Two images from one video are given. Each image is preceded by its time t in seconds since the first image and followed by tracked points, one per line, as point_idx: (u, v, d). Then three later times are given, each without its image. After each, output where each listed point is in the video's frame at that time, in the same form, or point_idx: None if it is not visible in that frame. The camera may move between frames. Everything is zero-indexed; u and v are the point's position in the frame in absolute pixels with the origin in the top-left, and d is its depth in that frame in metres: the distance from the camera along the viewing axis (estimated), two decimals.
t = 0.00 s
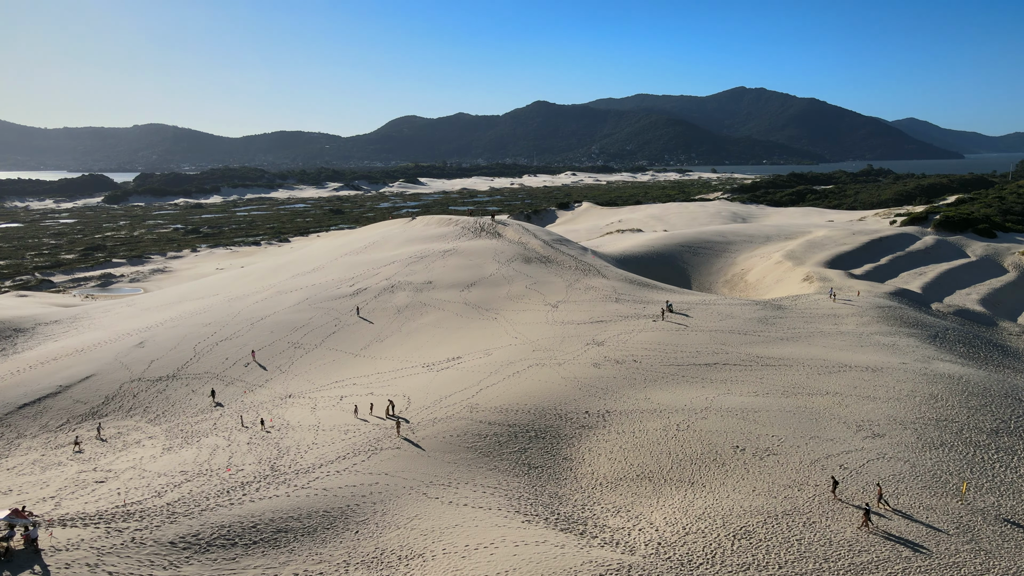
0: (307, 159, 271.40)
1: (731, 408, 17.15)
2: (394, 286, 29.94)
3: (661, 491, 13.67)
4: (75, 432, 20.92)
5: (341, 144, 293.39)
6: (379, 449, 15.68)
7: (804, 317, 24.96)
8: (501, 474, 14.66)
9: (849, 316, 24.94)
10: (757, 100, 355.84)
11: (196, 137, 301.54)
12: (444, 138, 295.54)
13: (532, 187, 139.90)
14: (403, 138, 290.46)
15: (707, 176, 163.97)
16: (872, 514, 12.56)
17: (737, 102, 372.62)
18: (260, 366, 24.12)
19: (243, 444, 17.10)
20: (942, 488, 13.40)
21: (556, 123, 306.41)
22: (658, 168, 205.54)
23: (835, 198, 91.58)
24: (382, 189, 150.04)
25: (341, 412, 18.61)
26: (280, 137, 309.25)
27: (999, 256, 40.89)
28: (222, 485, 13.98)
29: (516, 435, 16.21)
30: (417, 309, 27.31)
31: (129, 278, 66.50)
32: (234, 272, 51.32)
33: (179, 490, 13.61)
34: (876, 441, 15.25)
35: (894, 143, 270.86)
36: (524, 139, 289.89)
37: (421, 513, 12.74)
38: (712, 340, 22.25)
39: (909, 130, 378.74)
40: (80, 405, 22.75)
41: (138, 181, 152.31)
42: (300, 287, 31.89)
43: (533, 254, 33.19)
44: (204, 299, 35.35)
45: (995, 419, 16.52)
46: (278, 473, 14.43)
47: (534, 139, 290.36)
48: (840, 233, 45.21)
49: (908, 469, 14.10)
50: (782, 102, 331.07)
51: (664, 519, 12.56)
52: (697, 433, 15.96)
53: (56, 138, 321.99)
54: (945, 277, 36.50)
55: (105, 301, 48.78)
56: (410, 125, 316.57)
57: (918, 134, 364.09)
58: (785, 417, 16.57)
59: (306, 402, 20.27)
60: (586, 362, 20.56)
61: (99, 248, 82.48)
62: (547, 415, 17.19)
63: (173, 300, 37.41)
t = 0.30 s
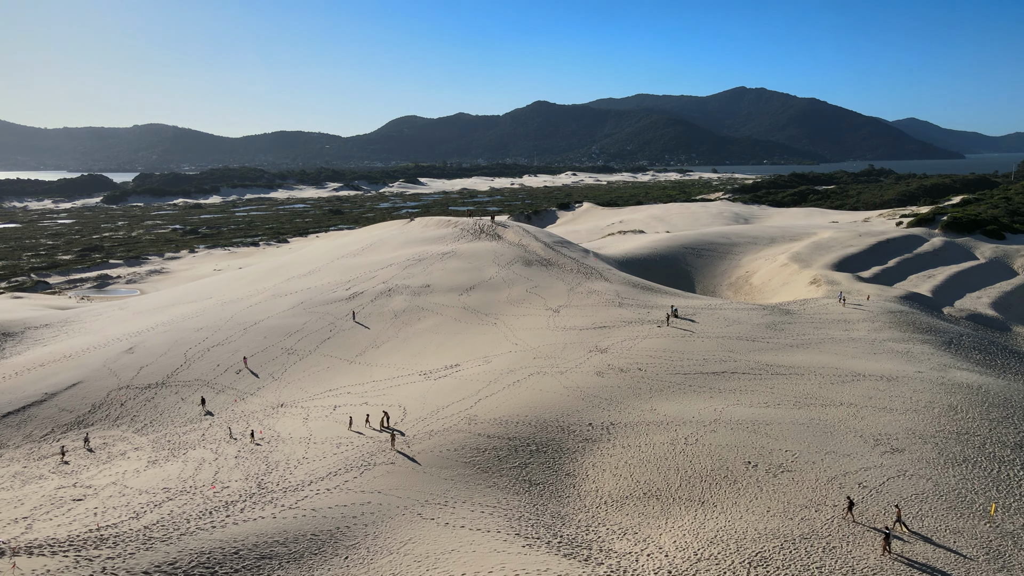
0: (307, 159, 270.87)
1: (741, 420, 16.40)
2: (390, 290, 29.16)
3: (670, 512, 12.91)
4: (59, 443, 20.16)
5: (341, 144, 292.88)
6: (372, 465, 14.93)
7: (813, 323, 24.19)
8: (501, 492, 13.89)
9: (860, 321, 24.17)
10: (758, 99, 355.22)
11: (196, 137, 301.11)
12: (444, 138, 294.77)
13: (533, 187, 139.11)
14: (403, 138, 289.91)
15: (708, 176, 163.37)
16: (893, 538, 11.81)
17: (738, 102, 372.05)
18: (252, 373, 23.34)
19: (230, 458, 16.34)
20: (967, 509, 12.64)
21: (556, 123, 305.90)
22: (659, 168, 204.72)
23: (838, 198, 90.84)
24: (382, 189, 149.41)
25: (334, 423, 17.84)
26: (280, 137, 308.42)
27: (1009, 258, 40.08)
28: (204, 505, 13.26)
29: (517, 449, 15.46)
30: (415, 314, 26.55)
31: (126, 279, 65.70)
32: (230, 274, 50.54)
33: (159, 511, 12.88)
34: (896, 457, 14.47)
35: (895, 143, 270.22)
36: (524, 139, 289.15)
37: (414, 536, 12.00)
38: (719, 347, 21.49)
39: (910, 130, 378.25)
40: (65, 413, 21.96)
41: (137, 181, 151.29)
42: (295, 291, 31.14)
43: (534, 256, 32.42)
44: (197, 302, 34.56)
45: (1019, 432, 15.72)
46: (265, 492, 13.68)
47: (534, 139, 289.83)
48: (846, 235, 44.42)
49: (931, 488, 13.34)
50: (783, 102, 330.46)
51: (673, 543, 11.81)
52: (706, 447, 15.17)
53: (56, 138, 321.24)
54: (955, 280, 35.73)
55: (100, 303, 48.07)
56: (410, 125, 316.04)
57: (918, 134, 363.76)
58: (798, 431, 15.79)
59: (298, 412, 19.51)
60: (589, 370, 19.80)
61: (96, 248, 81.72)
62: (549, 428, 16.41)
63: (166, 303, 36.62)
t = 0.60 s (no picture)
0: (307, 159, 270.30)
1: (752, 432, 15.64)
2: (387, 293, 28.39)
3: (679, 533, 12.17)
4: (43, 453, 19.40)
5: (341, 144, 292.23)
6: (365, 481, 14.18)
7: (823, 328, 23.42)
8: (501, 511, 13.12)
9: (872, 326, 23.39)
10: (759, 99, 354.47)
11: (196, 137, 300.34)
12: (444, 138, 293.95)
13: (533, 187, 138.24)
14: (403, 138, 289.30)
15: (709, 176, 162.69)
16: (918, 564, 11.04)
17: (739, 102, 371.18)
18: (244, 380, 22.58)
19: (217, 472, 15.57)
20: (996, 531, 11.88)
21: (556, 123, 305.35)
22: (660, 168, 204.11)
23: (841, 199, 90.04)
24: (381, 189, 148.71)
25: (326, 435, 17.05)
26: (280, 137, 307.60)
27: (1020, 261, 39.24)
28: (185, 527, 12.52)
29: (518, 463, 14.70)
30: (412, 318, 25.80)
31: (123, 280, 64.91)
32: (226, 276, 49.73)
33: (137, 533, 12.21)
34: (919, 473, 13.70)
35: (896, 143, 269.54)
36: (525, 139, 288.28)
37: (407, 561, 11.27)
38: (727, 353, 20.71)
39: (911, 130, 377.64)
40: (50, 422, 21.19)
41: (136, 181, 150.36)
42: (290, 294, 30.38)
43: (535, 258, 31.68)
44: (191, 305, 33.79)
45: None
46: (251, 512, 12.98)
47: (535, 139, 289.22)
48: (853, 236, 43.61)
49: (957, 507, 12.57)
50: (784, 102, 329.71)
51: (684, 569, 11.06)
52: (717, 462, 14.40)
53: (56, 138, 320.39)
54: (966, 282, 34.92)
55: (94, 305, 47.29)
56: (411, 125, 315.44)
57: (919, 134, 363.21)
58: (814, 444, 15.02)
59: (290, 422, 18.73)
60: (593, 378, 19.03)
61: (94, 249, 80.96)
62: (551, 441, 15.63)
63: (160, 306, 35.83)
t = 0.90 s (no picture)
0: (307, 159, 269.60)
1: (766, 445, 14.87)
2: (385, 297, 27.62)
3: (692, 557, 11.42)
4: (25, 465, 18.65)
5: (341, 143, 291.46)
6: (358, 499, 13.40)
7: (834, 334, 22.65)
8: (501, 533, 12.34)
9: (885, 332, 22.61)
10: (760, 99, 353.71)
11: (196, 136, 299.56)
12: (445, 138, 293.02)
13: (533, 187, 137.38)
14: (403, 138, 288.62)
15: (710, 176, 161.98)
16: None
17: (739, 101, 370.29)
18: (235, 388, 21.82)
19: (203, 489, 14.80)
20: None
21: (557, 124, 304.64)
22: (660, 168, 203.34)
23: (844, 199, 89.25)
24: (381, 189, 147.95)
25: (319, 448, 16.29)
26: (280, 137, 306.69)
27: None
28: (165, 551, 11.76)
29: (519, 479, 13.94)
30: (411, 322, 25.03)
31: (119, 282, 64.06)
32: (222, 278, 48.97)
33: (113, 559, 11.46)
34: (944, 492, 12.92)
35: (897, 143, 268.74)
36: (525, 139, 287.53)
37: None
38: (737, 361, 19.91)
39: (912, 130, 376.86)
40: (34, 431, 20.43)
41: (135, 181, 149.45)
42: (285, 298, 29.61)
43: (536, 261, 30.91)
44: (184, 308, 32.99)
45: None
46: (237, 534, 12.27)
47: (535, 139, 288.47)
48: (860, 237, 42.82)
49: (987, 530, 11.80)
50: (785, 101, 328.89)
51: None
52: (730, 479, 13.63)
53: (55, 138, 319.46)
54: (977, 284, 34.12)
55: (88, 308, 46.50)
56: (411, 125, 314.77)
57: (920, 134, 362.46)
58: (831, 459, 14.25)
59: (281, 433, 17.96)
60: (598, 388, 18.25)
61: (91, 249, 79.99)
62: (555, 455, 14.86)
63: (153, 308, 35.05)
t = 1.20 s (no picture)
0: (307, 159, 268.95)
1: (781, 461, 14.11)
2: (382, 301, 26.86)
3: None
4: (5, 477, 17.91)
5: (341, 143, 290.82)
6: (350, 520, 12.64)
7: (846, 340, 21.87)
8: (502, 557, 11.58)
9: (899, 339, 21.85)
10: (760, 99, 353.04)
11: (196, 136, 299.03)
12: (445, 138, 292.28)
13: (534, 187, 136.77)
14: (403, 138, 288.03)
15: (711, 176, 161.29)
16: None
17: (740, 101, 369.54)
18: (226, 396, 21.05)
19: (187, 506, 14.04)
20: None
21: (557, 123, 304.01)
22: (661, 168, 202.76)
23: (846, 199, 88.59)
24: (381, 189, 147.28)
25: (310, 462, 15.53)
26: (280, 137, 306.00)
27: None
28: None
29: (521, 497, 13.19)
30: (408, 328, 24.28)
31: (115, 283, 63.26)
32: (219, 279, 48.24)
33: None
34: (973, 513, 12.15)
35: (898, 143, 268.02)
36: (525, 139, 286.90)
37: None
38: (747, 369, 19.15)
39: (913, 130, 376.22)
40: (17, 442, 19.70)
41: (134, 181, 148.86)
42: (280, 301, 28.85)
43: (537, 263, 30.15)
44: (177, 312, 32.22)
45: None
46: (220, 559, 11.53)
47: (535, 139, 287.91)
48: (867, 239, 42.04)
49: (1021, 555, 11.03)
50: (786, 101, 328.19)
51: None
52: (744, 498, 12.88)
53: (55, 139, 318.93)
54: (988, 287, 33.34)
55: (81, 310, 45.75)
56: (411, 125, 314.17)
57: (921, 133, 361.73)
58: (851, 476, 13.49)
59: (272, 445, 17.20)
60: (603, 398, 17.49)
61: (87, 249, 79.21)
62: (558, 471, 14.11)
63: (146, 312, 34.30)
